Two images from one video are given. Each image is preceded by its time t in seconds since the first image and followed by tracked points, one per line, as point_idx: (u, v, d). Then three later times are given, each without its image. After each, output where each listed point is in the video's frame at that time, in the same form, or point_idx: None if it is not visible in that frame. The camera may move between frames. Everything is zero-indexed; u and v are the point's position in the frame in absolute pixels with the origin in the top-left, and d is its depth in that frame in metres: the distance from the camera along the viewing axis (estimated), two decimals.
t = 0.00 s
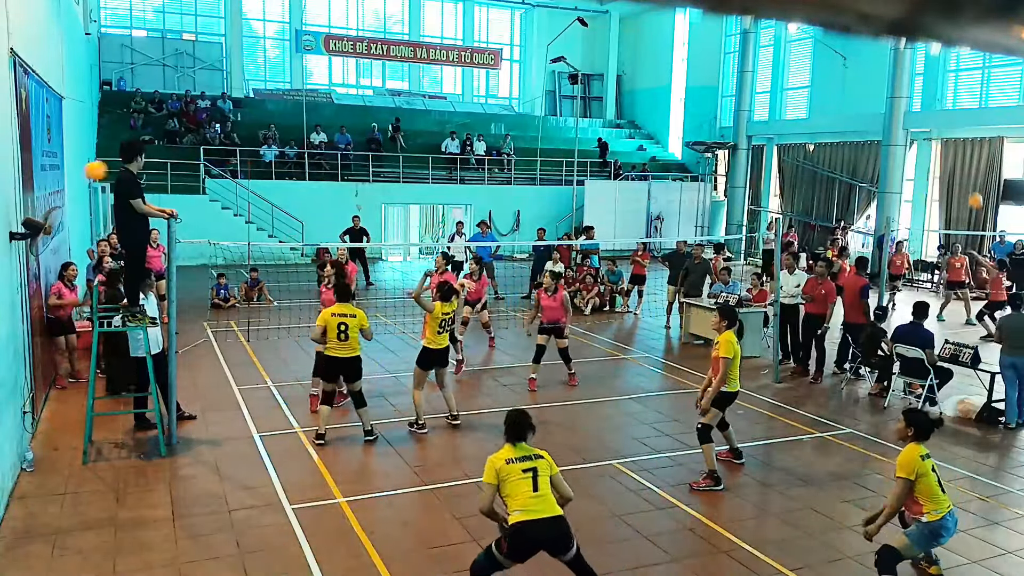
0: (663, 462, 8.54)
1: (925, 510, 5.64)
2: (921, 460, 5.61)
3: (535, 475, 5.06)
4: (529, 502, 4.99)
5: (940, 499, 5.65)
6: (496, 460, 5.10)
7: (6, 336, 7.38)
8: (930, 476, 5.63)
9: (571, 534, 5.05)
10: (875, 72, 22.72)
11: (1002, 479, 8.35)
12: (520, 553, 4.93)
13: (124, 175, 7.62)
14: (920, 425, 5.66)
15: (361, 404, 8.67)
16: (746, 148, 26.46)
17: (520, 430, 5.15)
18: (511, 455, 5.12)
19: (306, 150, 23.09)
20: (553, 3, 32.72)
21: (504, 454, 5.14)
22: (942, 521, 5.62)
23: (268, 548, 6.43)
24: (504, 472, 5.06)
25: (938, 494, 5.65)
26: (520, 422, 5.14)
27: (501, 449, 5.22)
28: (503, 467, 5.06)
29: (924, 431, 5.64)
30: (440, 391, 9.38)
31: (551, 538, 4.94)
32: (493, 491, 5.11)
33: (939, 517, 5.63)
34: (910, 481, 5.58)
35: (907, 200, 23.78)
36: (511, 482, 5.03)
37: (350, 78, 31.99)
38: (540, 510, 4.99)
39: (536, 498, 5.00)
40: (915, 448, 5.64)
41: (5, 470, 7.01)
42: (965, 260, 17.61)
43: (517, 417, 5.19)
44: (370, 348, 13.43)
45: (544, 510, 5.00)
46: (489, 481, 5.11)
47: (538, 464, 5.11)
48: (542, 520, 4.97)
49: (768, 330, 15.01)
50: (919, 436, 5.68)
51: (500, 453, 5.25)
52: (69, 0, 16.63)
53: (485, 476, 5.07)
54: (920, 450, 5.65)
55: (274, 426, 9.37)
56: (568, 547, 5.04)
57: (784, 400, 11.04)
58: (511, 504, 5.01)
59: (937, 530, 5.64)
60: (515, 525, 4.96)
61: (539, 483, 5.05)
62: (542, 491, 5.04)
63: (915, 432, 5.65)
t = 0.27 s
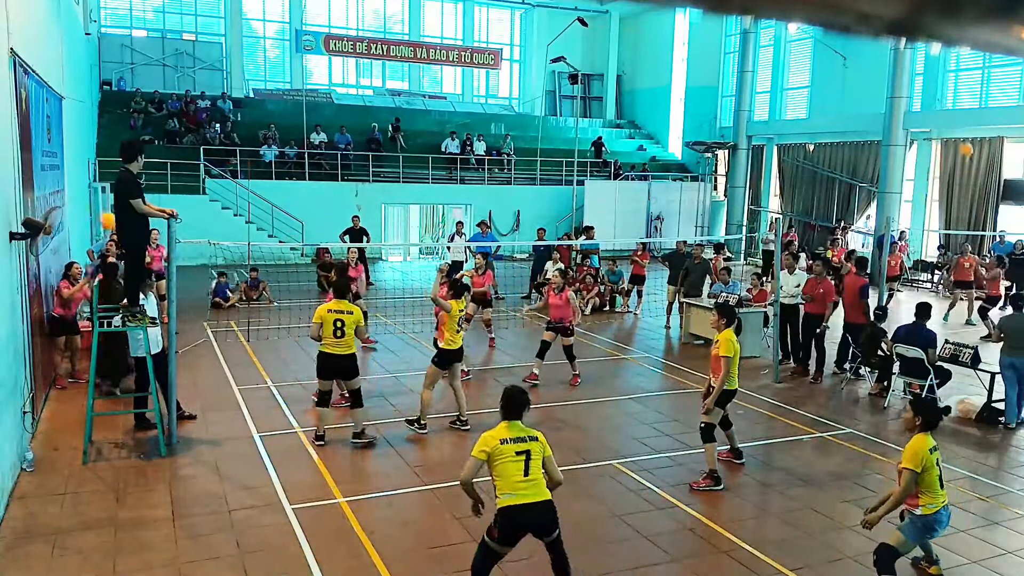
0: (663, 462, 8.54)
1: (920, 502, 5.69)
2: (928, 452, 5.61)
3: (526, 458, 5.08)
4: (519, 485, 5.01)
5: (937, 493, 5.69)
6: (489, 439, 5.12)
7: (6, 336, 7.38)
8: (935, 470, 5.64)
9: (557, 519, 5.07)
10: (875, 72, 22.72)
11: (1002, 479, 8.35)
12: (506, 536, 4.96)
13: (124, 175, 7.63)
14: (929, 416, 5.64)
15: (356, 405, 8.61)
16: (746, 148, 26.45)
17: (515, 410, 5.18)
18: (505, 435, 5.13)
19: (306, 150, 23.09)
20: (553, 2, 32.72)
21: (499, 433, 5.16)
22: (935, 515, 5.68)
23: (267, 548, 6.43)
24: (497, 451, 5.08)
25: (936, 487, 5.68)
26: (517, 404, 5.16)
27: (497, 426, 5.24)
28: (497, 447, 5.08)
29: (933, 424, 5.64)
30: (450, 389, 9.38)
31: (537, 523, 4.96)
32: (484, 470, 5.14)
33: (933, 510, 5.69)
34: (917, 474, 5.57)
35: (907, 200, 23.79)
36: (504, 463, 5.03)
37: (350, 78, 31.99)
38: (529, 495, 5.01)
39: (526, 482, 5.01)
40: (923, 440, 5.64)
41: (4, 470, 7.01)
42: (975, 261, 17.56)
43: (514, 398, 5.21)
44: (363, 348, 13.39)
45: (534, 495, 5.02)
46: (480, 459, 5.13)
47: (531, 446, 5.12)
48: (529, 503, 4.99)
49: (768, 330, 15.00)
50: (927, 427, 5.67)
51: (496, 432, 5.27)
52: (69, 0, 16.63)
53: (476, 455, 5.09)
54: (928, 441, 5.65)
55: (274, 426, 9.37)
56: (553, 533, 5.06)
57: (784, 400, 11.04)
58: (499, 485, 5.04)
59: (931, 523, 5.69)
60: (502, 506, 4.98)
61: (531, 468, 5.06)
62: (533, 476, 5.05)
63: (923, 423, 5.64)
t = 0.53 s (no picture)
0: (663, 462, 8.53)
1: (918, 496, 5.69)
2: (930, 447, 5.62)
3: (542, 446, 5.21)
4: (529, 471, 5.17)
5: (935, 488, 5.71)
6: (511, 421, 5.28)
7: (6, 336, 7.38)
8: (937, 464, 5.66)
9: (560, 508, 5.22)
10: (875, 72, 22.73)
11: (1002, 479, 8.35)
12: (509, 518, 5.14)
13: (124, 175, 7.64)
14: (933, 411, 5.65)
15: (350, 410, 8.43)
16: (746, 148, 26.45)
17: (541, 396, 5.28)
18: (526, 420, 5.27)
19: (306, 150, 23.10)
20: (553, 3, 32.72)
21: (522, 416, 5.30)
22: (931, 509, 5.70)
23: (267, 548, 6.43)
24: (517, 434, 5.25)
25: (934, 482, 5.71)
26: (543, 390, 5.23)
27: (524, 409, 5.38)
28: (515, 431, 5.23)
29: (935, 418, 5.66)
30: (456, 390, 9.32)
31: (540, 509, 5.14)
32: (504, 449, 5.33)
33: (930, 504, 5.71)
34: (921, 469, 5.57)
35: (907, 200, 23.79)
36: (519, 446, 5.21)
37: (350, 78, 32.00)
38: (538, 480, 5.17)
39: (536, 468, 5.17)
40: (927, 434, 5.65)
41: (4, 471, 7.00)
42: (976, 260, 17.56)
43: (543, 385, 5.29)
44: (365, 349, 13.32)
45: (542, 481, 5.18)
46: (502, 438, 5.31)
47: (550, 435, 5.24)
48: (535, 490, 5.15)
49: (768, 330, 15.01)
50: (930, 421, 5.70)
51: (523, 413, 5.42)
52: None
53: (498, 434, 5.28)
54: (931, 436, 5.66)
55: (273, 427, 9.37)
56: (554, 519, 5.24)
57: (784, 400, 11.03)
58: (512, 467, 5.23)
59: (927, 518, 5.72)
60: (510, 488, 5.19)
61: (545, 455, 5.19)
62: (545, 463, 5.19)
63: (927, 417, 5.66)
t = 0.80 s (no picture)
0: (663, 462, 8.53)
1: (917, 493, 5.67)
2: (932, 444, 5.63)
3: (549, 432, 5.32)
4: (535, 456, 5.28)
5: (935, 486, 5.71)
6: (520, 407, 5.39)
7: (6, 336, 7.38)
8: (937, 462, 5.66)
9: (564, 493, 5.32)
10: (875, 72, 22.72)
11: (1002, 479, 8.35)
12: (513, 500, 5.26)
13: (124, 175, 7.64)
14: (936, 408, 5.66)
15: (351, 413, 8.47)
16: (746, 148, 26.44)
17: (552, 383, 5.39)
18: (535, 405, 5.39)
19: (306, 150, 23.11)
20: (553, 3, 32.72)
21: (530, 402, 5.41)
22: (930, 506, 5.70)
23: (267, 548, 6.43)
24: (525, 419, 5.36)
25: (933, 479, 5.71)
26: (552, 378, 5.32)
27: (534, 395, 5.49)
28: (524, 416, 5.34)
29: (937, 415, 5.68)
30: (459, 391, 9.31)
31: (544, 493, 5.25)
32: (512, 434, 5.44)
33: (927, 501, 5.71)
34: (924, 467, 5.57)
35: (907, 200, 23.80)
36: (527, 431, 5.32)
37: (350, 78, 32.01)
38: (544, 464, 5.27)
39: (542, 453, 5.27)
40: (930, 432, 5.65)
41: (4, 470, 7.00)
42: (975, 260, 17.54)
43: (554, 372, 5.39)
44: (372, 349, 13.29)
45: (548, 465, 5.28)
46: (511, 422, 5.42)
47: (557, 421, 5.35)
48: (539, 474, 5.27)
49: (768, 330, 15.01)
50: (931, 418, 5.70)
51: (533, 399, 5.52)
52: None
53: (507, 419, 5.39)
54: (932, 433, 5.67)
55: (273, 427, 9.37)
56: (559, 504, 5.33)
57: (784, 400, 11.03)
58: (518, 452, 5.34)
59: (926, 515, 5.72)
60: (515, 471, 5.30)
61: (551, 441, 5.30)
62: (551, 448, 5.29)
63: (930, 414, 5.67)
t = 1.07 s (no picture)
0: (663, 462, 8.53)
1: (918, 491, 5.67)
2: (933, 442, 5.63)
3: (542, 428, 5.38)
4: (530, 453, 5.32)
5: (936, 484, 5.70)
6: (513, 405, 5.42)
7: (6, 336, 7.38)
8: (939, 460, 5.65)
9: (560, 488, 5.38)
10: (875, 72, 22.72)
11: (1002, 479, 8.35)
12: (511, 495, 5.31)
13: (124, 175, 7.64)
14: (937, 406, 5.66)
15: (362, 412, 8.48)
16: (746, 148, 26.44)
17: (542, 380, 5.45)
18: (527, 403, 5.43)
19: (306, 150, 23.10)
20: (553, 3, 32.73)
21: (523, 400, 5.44)
22: (931, 504, 5.70)
23: (267, 548, 6.43)
24: (519, 417, 5.39)
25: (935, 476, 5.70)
26: (544, 374, 5.40)
27: (524, 392, 5.53)
28: (517, 414, 5.38)
29: (938, 413, 5.66)
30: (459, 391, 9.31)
31: (541, 488, 5.29)
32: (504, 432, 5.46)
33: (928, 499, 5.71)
34: (926, 465, 5.58)
35: (907, 200, 23.80)
36: (521, 429, 5.36)
37: (350, 78, 32.02)
38: (540, 460, 5.33)
39: (538, 449, 5.33)
40: (932, 430, 5.64)
41: (4, 470, 7.00)
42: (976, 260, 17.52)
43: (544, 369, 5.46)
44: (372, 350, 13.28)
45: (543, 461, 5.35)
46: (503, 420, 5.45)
47: (550, 417, 5.41)
48: (536, 470, 5.32)
49: (768, 330, 15.01)
50: (933, 416, 5.70)
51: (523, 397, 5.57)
52: None
53: (501, 416, 5.41)
54: (934, 431, 5.66)
55: (273, 427, 9.37)
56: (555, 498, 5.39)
57: (784, 400, 11.03)
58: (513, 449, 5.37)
59: (927, 514, 5.71)
60: (511, 468, 5.35)
61: (545, 437, 5.37)
62: (545, 444, 5.36)
63: (932, 413, 5.66)
